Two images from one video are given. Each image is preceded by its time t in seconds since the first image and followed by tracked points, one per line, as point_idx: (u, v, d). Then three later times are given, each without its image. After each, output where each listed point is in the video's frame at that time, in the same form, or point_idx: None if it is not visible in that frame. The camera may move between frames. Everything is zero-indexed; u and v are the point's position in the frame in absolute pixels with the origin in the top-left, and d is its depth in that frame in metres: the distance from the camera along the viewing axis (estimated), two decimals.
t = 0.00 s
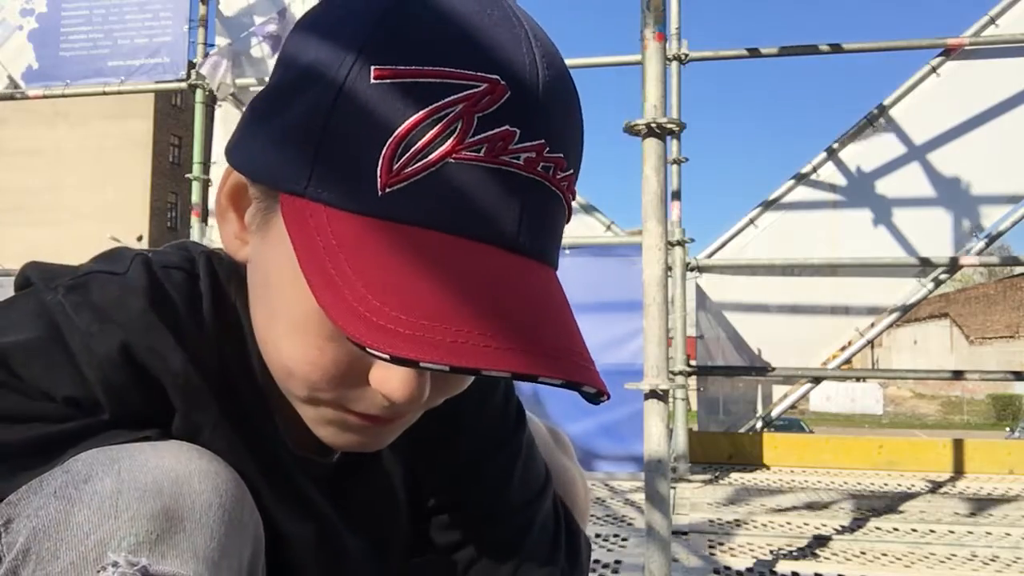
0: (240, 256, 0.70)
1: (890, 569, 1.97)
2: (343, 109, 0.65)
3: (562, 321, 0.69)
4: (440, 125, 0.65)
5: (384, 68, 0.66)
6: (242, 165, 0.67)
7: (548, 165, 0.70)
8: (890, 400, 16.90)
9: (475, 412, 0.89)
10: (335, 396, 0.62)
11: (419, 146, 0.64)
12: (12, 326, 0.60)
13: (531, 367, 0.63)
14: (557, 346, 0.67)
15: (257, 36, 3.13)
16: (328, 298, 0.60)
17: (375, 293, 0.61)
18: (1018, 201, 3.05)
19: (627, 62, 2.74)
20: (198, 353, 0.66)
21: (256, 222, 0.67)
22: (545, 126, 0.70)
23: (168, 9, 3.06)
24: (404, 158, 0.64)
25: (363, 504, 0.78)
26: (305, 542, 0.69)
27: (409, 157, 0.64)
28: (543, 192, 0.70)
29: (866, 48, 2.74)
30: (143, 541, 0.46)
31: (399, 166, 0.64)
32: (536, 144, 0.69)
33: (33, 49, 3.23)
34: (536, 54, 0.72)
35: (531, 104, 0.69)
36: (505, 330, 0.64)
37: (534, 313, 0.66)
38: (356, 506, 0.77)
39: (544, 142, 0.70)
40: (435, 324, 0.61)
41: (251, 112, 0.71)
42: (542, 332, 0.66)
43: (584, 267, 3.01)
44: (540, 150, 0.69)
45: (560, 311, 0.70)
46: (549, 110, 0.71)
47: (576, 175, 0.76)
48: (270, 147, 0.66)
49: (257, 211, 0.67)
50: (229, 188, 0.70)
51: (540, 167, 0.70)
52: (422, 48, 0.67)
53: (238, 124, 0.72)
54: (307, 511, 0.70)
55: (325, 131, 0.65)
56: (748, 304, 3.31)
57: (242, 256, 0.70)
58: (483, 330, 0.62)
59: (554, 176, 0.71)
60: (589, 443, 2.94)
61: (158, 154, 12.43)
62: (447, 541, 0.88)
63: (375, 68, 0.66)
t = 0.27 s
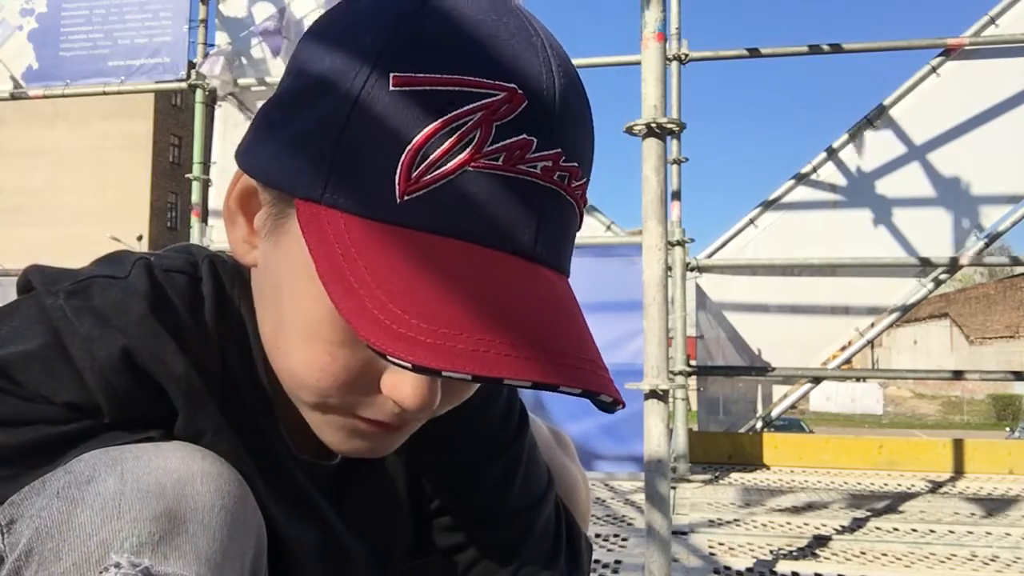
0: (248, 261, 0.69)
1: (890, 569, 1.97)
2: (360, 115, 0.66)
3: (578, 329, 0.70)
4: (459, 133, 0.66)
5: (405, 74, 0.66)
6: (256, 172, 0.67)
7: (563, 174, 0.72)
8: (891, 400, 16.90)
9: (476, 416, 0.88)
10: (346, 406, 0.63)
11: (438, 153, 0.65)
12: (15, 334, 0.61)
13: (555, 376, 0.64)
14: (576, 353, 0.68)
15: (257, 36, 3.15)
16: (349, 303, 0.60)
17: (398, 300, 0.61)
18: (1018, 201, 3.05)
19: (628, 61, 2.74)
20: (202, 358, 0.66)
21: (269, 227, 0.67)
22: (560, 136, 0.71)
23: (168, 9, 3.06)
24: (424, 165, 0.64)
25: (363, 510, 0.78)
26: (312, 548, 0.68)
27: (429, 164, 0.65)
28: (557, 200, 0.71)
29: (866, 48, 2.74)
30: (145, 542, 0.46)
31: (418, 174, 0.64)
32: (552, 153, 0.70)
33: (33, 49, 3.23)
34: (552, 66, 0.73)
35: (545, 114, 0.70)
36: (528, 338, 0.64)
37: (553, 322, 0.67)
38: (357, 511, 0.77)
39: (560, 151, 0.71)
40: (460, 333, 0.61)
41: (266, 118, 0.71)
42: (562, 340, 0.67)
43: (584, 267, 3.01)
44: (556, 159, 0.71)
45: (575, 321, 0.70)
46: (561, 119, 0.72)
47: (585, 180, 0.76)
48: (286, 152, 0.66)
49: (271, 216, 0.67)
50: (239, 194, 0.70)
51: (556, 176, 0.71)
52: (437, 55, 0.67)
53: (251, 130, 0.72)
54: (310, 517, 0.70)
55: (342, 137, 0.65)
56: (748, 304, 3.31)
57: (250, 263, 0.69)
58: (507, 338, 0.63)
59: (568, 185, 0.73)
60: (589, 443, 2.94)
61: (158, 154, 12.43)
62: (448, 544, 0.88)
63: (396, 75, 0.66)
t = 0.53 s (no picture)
0: (259, 266, 0.68)
1: (890, 569, 1.97)
2: (383, 125, 0.65)
3: (596, 339, 0.71)
4: (482, 145, 0.66)
5: (429, 85, 0.66)
6: (276, 182, 0.67)
7: (580, 185, 0.73)
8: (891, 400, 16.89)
9: (475, 419, 0.89)
10: (354, 414, 0.62)
11: (463, 163, 0.65)
12: (14, 335, 0.61)
13: (582, 386, 0.65)
14: (597, 363, 0.68)
15: (257, 36, 3.15)
16: (376, 313, 0.60)
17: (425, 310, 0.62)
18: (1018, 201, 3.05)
19: (627, 61, 2.74)
20: (202, 358, 0.65)
21: (282, 230, 0.66)
22: (577, 149, 0.72)
23: (168, 9, 3.06)
24: (448, 175, 0.65)
25: (362, 512, 0.78)
26: (313, 550, 0.68)
27: (453, 174, 0.65)
28: (573, 211, 0.72)
29: (866, 48, 2.74)
30: (144, 542, 0.46)
31: (442, 184, 0.65)
32: (571, 165, 0.71)
33: (33, 49, 3.23)
34: (571, 79, 0.73)
35: (565, 128, 0.70)
36: (553, 349, 0.65)
37: (574, 332, 0.68)
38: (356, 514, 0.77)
39: (577, 163, 0.72)
40: (488, 343, 0.62)
41: (281, 123, 0.70)
42: (584, 351, 0.68)
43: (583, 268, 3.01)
44: (574, 171, 0.71)
45: (592, 331, 0.71)
46: (579, 133, 0.72)
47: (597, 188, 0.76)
48: (307, 161, 0.66)
49: (285, 220, 0.66)
50: (249, 197, 0.69)
51: (574, 187, 0.72)
52: (461, 67, 0.67)
53: (264, 135, 0.71)
54: (310, 519, 0.69)
55: (365, 146, 0.65)
56: (748, 304, 3.31)
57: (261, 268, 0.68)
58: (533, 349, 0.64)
59: (584, 195, 0.74)
60: (588, 443, 2.94)
61: (158, 154, 12.43)
62: (447, 545, 0.88)
63: (420, 85, 0.66)
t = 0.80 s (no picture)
0: (261, 269, 0.69)
1: (890, 569, 1.97)
2: (393, 131, 0.65)
3: (604, 346, 0.71)
4: (492, 153, 0.66)
5: (438, 92, 0.66)
6: (283, 189, 0.67)
7: (587, 192, 0.73)
8: (891, 400, 16.90)
9: (474, 420, 0.89)
10: (355, 413, 0.62)
11: (474, 171, 0.65)
12: (15, 335, 0.61)
13: (592, 394, 0.65)
14: (607, 371, 0.69)
15: (257, 36, 3.15)
16: (389, 322, 0.60)
17: (438, 320, 0.62)
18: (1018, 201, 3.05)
19: (627, 61, 2.74)
20: (204, 358, 0.66)
21: (288, 235, 0.66)
22: (584, 157, 0.72)
23: (168, 9, 3.06)
24: (458, 184, 0.65)
25: (362, 512, 0.78)
26: (313, 551, 0.68)
27: (463, 183, 0.65)
28: (580, 218, 0.72)
29: (866, 48, 2.74)
30: (144, 541, 0.46)
31: (453, 193, 0.65)
32: (578, 173, 0.71)
33: (33, 49, 3.23)
34: (579, 85, 0.73)
35: (573, 136, 0.71)
36: (564, 359, 0.65)
37: (584, 341, 0.68)
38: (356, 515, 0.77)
39: (585, 171, 0.72)
40: (500, 354, 0.62)
41: (288, 129, 0.70)
42: (593, 360, 0.68)
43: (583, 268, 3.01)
44: (581, 179, 0.72)
45: (599, 337, 0.72)
46: (587, 141, 0.72)
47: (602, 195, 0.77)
48: (315, 167, 0.66)
49: (291, 224, 0.66)
50: (253, 201, 0.70)
51: (582, 195, 0.72)
52: (471, 73, 0.67)
53: (271, 139, 0.71)
54: (311, 520, 0.70)
55: (375, 152, 0.65)
56: (748, 304, 3.31)
57: (263, 270, 0.69)
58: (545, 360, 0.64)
59: (591, 203, 0.74)
60: (588, 443, 2.94)
61: (159, 154, 12.43)
62: (448, 545, 0.88)
63: (430, 93, 0.66)
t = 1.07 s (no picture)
0: (267, 271, 0.69)
1: (890, 569, 1.97)
2: (404, 134, 0.65)
3: (613, 348, 0.72)
4: (502, 156, 0.66)
5: (449, 95, 0.66)
6: (292, 193, 0.67)
7: (595, 195, 0.73)
8: (892, 400, 16.89)
9: (476, 420, 0.89)
10: (360, 419, 0.63)
11: (484, 175, 0.65)
12: (18, 334, 0.61)
13: (603, 396, 0.65)
14: (616, 372, 0.69)
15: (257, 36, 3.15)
16: (403, 324, 0.60)
17: (450, 322, 0.62)
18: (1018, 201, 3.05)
19: (627, 61, 2.74)
20: (208, 359, 0.66)
21: (297, 240, 0.66)
22: (592, 159, 0.72)
23: (168, 9, 3.06)
24: (469, 187, 0.65)
25: (363, 514, 0.78)
26: (315, 554, 0.68)
27: (474, 186, 0.65)
28: (587, 220, 0.73)
29: (866, 48, 2.74)
30: (148, 542, 0.46)
31: (464, 196, 0.65)
32: (586, 176, 0.72)
33: (33, 49, 3.23)
34: (586, 86, 0.73)
35: (581, 139, 0.71)
36: (576, 361, 0.66)
37: (593, 342, 0.69)
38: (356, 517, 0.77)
39: (593, 173, 0.73)
40: (512, 356, 0.62)
41: (294, 133, 0.70)
42: (603, 360, 0.68)
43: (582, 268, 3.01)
44: (590, 182, 0.72)
45: (608, 339, 0.72)
46: (594, 143, 0.72)
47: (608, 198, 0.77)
48: (326, 170, 0.66)
49: (301, 226, 0.66)
50: (259, 204, 0.70)
51: (590, 197, 0.72)
52: (479, 76, 0.67)
53: (277, 143, 0.71)
54: (314, 522, 0.70)
55: (386, 155, 0.65)
56: (748, 304, 3.31)
57: (270, 273, 0.69)
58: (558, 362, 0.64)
59: (599, 204, 0.74)
60: (588, 443, 2.95)
61: (159, 154, 12.43)
62: (449, 545, 0.88)
63: (441, 97, 0.66)
